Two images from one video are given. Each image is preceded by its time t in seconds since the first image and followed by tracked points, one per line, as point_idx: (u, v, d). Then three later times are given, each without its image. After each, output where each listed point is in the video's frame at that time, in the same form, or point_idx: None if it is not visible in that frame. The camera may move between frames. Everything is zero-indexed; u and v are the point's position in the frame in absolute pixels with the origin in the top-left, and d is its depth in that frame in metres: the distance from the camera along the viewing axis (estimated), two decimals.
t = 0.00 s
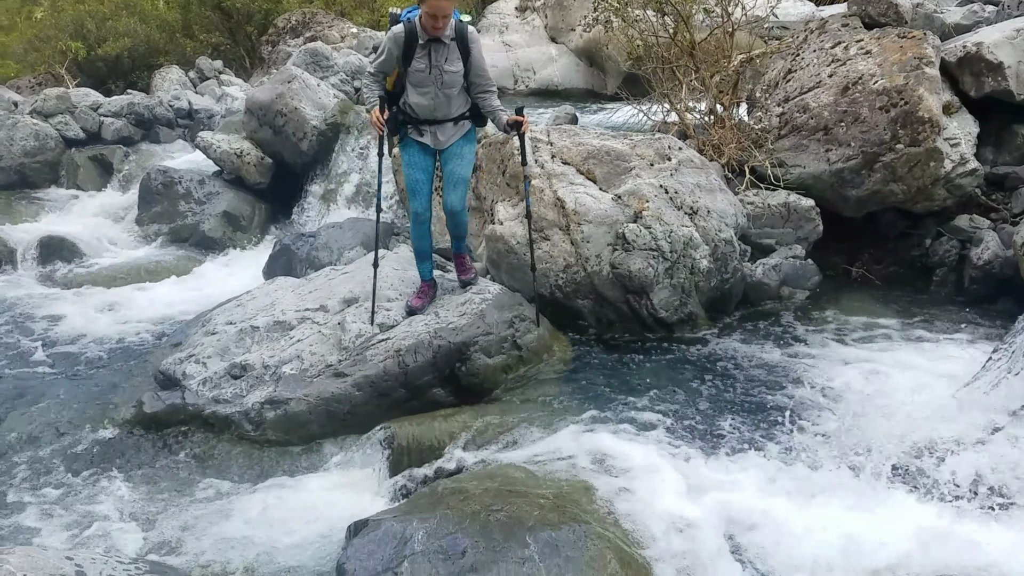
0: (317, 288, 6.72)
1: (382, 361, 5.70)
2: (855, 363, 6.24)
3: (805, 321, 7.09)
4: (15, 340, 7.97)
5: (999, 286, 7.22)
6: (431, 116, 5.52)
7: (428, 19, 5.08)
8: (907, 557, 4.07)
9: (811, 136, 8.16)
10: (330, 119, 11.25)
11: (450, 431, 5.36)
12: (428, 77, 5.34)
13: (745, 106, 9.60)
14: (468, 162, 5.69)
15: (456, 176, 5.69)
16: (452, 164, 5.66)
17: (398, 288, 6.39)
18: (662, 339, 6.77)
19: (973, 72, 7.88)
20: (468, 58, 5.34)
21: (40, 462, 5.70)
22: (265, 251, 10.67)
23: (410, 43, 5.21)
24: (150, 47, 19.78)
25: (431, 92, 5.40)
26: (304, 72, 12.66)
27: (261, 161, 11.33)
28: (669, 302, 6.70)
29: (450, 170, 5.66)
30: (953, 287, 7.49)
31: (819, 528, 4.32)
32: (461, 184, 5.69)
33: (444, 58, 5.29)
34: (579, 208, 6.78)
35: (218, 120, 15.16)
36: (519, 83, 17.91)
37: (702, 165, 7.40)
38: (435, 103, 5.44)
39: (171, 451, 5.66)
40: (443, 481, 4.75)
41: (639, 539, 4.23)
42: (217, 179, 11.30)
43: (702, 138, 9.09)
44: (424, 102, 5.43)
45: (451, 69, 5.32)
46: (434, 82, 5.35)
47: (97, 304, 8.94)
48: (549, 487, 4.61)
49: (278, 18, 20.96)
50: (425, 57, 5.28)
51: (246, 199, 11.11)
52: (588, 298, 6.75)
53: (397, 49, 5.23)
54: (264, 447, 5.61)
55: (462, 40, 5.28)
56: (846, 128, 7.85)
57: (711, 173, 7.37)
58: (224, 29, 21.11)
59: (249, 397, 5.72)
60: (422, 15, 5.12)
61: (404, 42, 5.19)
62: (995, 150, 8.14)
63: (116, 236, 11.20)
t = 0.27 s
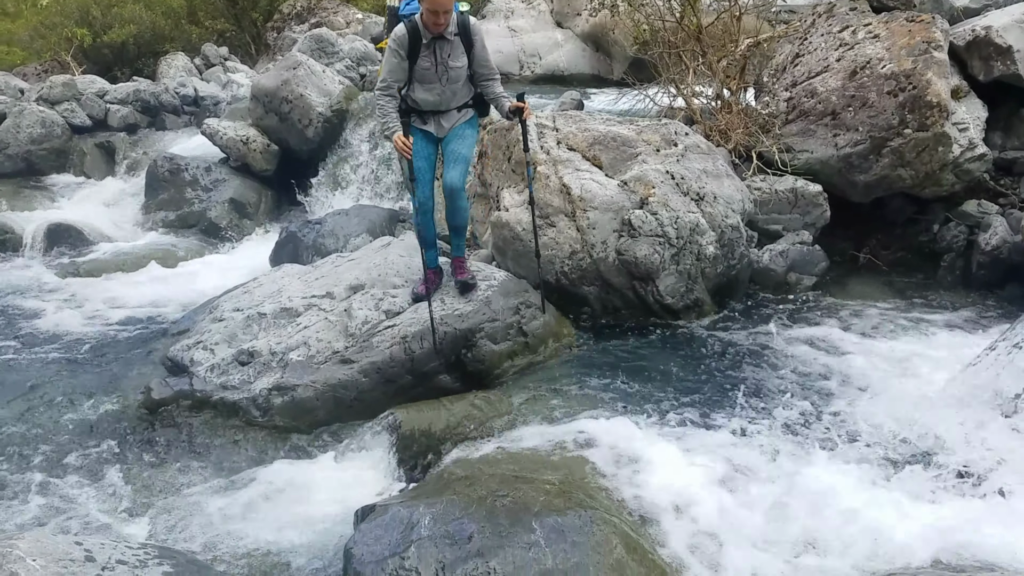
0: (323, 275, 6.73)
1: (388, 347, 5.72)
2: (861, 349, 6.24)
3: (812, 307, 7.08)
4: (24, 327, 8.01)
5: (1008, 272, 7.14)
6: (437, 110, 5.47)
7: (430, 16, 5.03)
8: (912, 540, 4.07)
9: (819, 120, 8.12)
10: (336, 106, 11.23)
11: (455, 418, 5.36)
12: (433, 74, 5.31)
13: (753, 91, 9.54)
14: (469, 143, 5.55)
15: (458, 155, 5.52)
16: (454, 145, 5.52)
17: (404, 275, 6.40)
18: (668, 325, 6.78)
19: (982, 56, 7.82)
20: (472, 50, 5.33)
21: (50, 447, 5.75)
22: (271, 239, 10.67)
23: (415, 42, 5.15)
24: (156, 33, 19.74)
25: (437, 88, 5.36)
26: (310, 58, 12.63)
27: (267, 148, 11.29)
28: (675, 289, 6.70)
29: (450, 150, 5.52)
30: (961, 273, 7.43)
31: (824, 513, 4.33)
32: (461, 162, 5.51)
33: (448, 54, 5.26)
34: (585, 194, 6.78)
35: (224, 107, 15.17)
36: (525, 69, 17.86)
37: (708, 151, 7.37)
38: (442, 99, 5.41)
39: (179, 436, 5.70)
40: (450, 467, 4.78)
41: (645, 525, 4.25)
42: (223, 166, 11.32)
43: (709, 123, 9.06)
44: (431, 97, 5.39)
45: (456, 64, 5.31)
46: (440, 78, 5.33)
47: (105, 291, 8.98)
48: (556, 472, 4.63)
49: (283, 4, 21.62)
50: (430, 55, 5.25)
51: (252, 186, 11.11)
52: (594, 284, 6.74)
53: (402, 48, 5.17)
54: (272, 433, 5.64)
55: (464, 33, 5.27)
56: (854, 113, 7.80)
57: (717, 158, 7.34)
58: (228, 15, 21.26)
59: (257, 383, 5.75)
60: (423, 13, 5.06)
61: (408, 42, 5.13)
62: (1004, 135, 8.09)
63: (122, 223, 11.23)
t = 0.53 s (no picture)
0: (325, 265, 6.73)
1: (390, 337, 5.74)
2: (864, 338, 6.24)
3: (815, 295, 7.08)
4: (27, 317, 8.02)
5: (1011, 260, 7.16)
6: (444, 110, 5.45)
7: (436, 23, 4.93)
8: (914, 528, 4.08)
9: (822, 108, 8.09)
10: (337, 95, 11.21)
11: (458, 407, 5.37)
12: (440, 76, 5.27)
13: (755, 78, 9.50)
14: (474, 132, 5.52)
15: (464, 143, 5.47)
16: (461, 134, 5.46)
17: (406, 264, 6.41)
18: (670, 314, 6.77)
19: (985, 43, 7.78)
20: (477, 48, 5.27)
21: (54, 437, 5.77)
22: (273, 228, 10.69)
23: (423, 48, 5.04)
24: (157, 22, 19.68)
25: (444, 89, 5.35)
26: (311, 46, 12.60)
27: (268, 137, 11.27)
28: (677, 278, 6.69)
29: (456, 138, 5.46)
30: (964, 260, 7.44)
31: (826, 502, 4.33)
32: (469, 150, 5.46)
33: (456, 55, 5.20)
34: (587, 183, 6.77)
35: (225, 96, 15.15)
36: (527, 57, 17.83)
37: (711, 139, 7.35)
38: (449, 100, 5.41)
39: (183, 425, 5.72)
40: (452, 456, 4.79)
41: (647, 513, 4.26)
42: (224, 155, 11.30)
43: (712, 111, 9.03)
44: (438, 98, 5.37)
45: (464, 65, 5.27)
46: (447, 80, 5.31)
47: (108, 280, 8.99)
48: (558, 460, 4.65)
49: None
50: (438, 59, 5.18)
51: (254, 176, 11.11)
52: (596, 273, 6.74)
53: (411, 55, 5.04)
54: (275, 422, 5.66)
55: (470, 32, 5.17)
56: (857, 101, 7.77)
57: (720, 147, 7.32)
58: (230, 4, 21.25)
59: (260, 372, 5.77)
60: (429, 19, 4.95)
61: (417, 49, 5.02)
62: (1008, 123, 8.05)
63: (125, 213, 11.24)
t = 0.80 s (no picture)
0: (324, 260, 6.72)
1: (390, 331, 5.75)
2: (863, 331, 6.24)
3: (815, 289, 7.08)
4: (26, 311, 8.02)
5: (1011, 254, 7.16)
6: (447, 108, 5.44)
7: (442, 24, 4.89)
8: (912, 521, 4.08)
9: (821, 102, 8.07)
10: (336, 88, 11.18)
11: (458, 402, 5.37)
12: (444, 75, 5.26)
13: (755, 71, 9.47)
14: (475, 128, 5.52)
15: (464, 139, 5.46)
16: (460, 131, 5.44)
17: (405, 258, 6.40)
18: (669, 307, 6.77)
19: (985, 35, 7.76)
20: (481, 46, 5.25)
21: (53, 431, 5.77)
22: (273, 222, 10.70)
23: (428, 48, 5.01)
24: (155, 15, 19.64)
25: (448, 88, 5.34)
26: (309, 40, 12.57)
27: (267, 131, 11.30)
28: (676, 271, 6.70)
29: (457, 134, 5.46)
30: (964, 254, 7.43)
31: (825, 495, 4.34)
32: (469, 146, 5.45)
33: (461, 54, 5.18)
34: (586, 176, 6.76)
35: (224, 90, 15.10)
36: (526, 50, 17.79)
37: (710, 132, 7.34)
38: (453, 98, 5.40)
39: (183, 420, 5.72)
40: (451, 450, 4.79)
41: (646, 507, 4.27)
42: (223, 149, 11.27)
43: (711, 104, 9.00)
44: (442, 96, 5.36)
45: (469, 65, 5.25)
46: (452, 79, 5.30)
47: (107, 274, 8.99)
48: (558, 454, 4.65)
49: None
50: (443, 58, 5.16)
51: (253, 169, 11.14)
52: (596, 267, 6.73)
53: (415, 55, 4.99)
54: (274, 416, 5.66)
55: (475, 30, 5.15)
56: (857, 94, 7.76)
57: (719, 140, 7.30)
58: None
59: (259, 366, 5.77)
60: (435, 20, 4.90)
61: (423, 49, 4.98)
62: (1007, 116, 8.04)
63: (124, 207, 11.23)
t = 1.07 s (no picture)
0: (323, 257, 6.71)
1: (388, 329, 5.75)
2: (861, 329, 6.25)
3: (813, 286, 7.08)
4: (23, 309, 8.00)
5: (1009, 251, 7.16)
6: (444, 107, 5.41)
7: (440, 23, 4.88)
8: (911, 519, 4.08)
9: (820, 99, 8.07)
10: (333, 85, 11.16)
11: (457, 400, 5.36)
12: (440, 73, 5.23)
13: (753, 69, 9.47)
14: (474, 127, 5.51)
15: (464, 137, 5.47)
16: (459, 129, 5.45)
17: (403, 256, 6.39)
18: (667, 305, 6.77)
19: (984, 33, 7.76)
20: (478, 46, 5.23)
21: (52, 428, 5.77)
22: (271, 219, 10.69)
23: (426, 47, 4.99)
24: (152, 12, 19.59)
25: (445, 88, 5.30)
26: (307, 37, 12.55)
27: (264, 128, 11.22)
28: (674, 269, 6.70)
29: (456, 133, 5.46)
30: (961, 251, 7.43)
31: (824, 493, 4.34)
32: (469, 144, 5.46)
33: (457, 53, 5.15)
34: (584, 174, 6.75)
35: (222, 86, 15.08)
36: (523, 47, 17.78)
37: (709, 129, 7.33)
38: (450, 98, 5.38)
39: (181, 417, 5.72)
40: (449, 448, 4.79)
41: (645, 504, 4.27)
42: (221, 146, 11.25)
43: (709, 101, 9.01)
44: (439, 97, 5.34)
45: (464, 64, 5.22)
46: (447, 78, 5.26)
47: (105, 272, 8.97)
48: (557, 452, 4.66)
49: None
50: (438, 57, 5.13)
51: (250, 167, 11.08)
52: (594, 265, 6.73)
53: (413, 53, 4.98)
54: (272, 413, 5.66)
55: (472, 29, 5.14)
56: (855, 91, 7.75)
57: (717, 137, 7.30)
58: None
59: (257, 364, 5.76)
60: (433, 19, 4.89)
61: (420, 48, 4.97)
62: (1006, 113, 8.04)
63: (121, 204, 11.21)
